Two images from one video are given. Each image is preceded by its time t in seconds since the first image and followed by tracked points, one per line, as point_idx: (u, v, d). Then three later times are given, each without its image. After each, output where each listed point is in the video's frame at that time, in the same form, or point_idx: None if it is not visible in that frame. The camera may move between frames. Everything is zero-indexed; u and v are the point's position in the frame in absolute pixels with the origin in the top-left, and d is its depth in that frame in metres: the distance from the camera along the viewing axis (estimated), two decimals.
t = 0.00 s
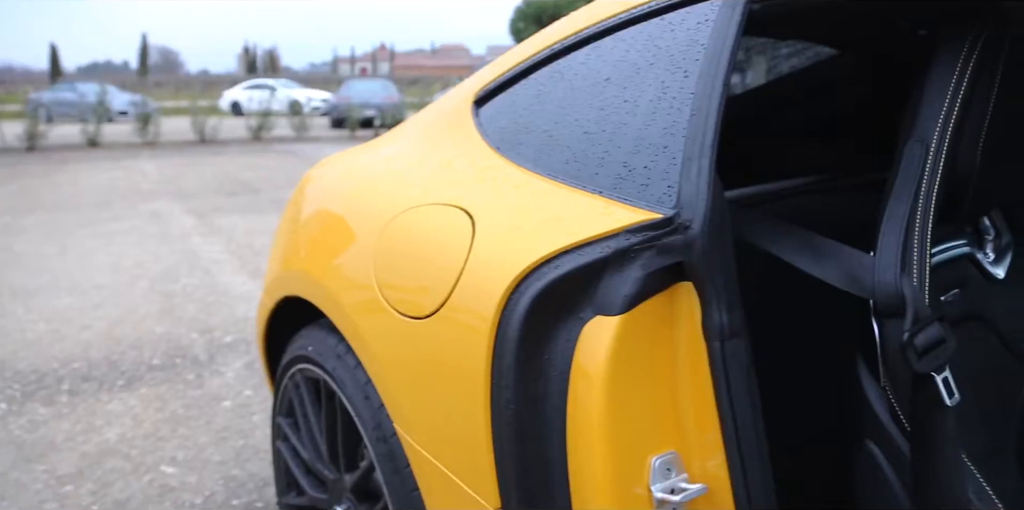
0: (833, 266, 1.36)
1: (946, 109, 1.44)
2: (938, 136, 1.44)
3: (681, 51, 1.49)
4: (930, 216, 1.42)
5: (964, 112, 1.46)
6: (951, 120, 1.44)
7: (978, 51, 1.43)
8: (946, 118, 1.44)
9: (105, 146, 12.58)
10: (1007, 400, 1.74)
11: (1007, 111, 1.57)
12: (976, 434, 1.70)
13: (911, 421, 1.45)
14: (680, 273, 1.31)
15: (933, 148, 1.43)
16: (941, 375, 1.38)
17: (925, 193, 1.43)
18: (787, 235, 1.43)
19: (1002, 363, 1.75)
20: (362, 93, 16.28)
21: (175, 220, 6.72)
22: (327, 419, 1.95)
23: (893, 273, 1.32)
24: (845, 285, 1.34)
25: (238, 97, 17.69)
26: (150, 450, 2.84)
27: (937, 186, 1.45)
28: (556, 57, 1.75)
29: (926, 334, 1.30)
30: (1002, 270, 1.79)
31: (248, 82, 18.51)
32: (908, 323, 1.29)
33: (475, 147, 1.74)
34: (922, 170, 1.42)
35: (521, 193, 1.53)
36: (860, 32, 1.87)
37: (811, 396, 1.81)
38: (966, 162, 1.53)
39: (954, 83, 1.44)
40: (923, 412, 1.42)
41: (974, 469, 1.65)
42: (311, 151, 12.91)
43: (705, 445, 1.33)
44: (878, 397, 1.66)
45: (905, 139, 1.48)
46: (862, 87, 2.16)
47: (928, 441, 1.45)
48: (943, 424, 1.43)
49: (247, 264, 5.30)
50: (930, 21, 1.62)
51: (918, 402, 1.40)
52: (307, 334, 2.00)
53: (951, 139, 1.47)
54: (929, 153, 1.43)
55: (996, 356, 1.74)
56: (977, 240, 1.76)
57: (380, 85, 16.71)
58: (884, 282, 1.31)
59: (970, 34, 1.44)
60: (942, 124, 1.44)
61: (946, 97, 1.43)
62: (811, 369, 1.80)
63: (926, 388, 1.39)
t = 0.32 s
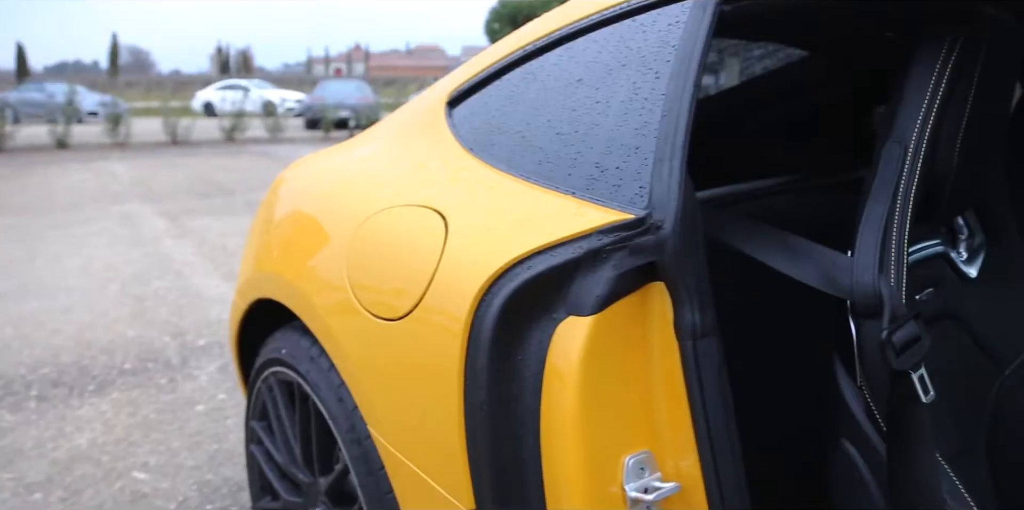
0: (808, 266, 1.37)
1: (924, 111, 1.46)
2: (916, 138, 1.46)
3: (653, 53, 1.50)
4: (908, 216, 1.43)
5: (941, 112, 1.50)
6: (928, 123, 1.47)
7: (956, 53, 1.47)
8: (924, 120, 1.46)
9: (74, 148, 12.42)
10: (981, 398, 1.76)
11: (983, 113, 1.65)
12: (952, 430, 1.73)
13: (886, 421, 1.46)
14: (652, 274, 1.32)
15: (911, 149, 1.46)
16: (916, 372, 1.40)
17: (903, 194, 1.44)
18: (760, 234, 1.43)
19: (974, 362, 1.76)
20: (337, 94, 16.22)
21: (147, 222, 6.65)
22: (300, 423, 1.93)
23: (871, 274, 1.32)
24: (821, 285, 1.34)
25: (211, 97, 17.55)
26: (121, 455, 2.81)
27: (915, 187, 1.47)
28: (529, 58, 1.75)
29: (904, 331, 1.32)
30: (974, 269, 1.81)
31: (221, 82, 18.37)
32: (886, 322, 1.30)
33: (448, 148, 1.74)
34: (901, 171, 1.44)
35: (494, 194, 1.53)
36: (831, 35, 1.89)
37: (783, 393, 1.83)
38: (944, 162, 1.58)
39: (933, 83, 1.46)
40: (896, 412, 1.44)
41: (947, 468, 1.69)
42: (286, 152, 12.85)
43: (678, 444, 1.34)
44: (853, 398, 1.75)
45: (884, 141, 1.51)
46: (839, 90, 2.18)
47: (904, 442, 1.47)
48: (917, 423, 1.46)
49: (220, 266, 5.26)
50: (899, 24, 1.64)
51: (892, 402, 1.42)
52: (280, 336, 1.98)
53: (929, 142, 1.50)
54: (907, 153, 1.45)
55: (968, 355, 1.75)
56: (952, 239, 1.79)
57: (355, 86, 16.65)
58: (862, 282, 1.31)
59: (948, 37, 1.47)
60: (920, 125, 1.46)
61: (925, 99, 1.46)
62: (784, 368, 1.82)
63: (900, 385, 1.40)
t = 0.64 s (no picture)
0: (784, 266, 1.38)
1: (902, 111, 1.46)
2: (894, 137, 1.46)
3: (624, 54, 1.51)
4: (886, 215, 1.45)
5: (920, 113, 1.49)
6: (906, 123, 1.47)
7: (934, 55, 1.47)
8: (902, 120, 1.46)
9: (42, 149, 12.25)
10: (949, 396, 1.76)
11: (963, 109, 1.59)
12: (920, 426, 1.72)
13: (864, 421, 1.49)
14: (625, 274, 1.33)
15: (889, 148, 1.46)
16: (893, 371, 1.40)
17: (881, 194, 1.45)
18: (734, 236, 1.44)
19: (943, 361, 1.74)
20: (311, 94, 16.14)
21: (117, 225, 6.57)
22: (273, 426, 1.92)
23: (849, 274, 1.34)
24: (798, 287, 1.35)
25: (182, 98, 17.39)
26: (91, 462, 2.78)
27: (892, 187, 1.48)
28: (501, 59, 1.75)
29: (879, 329, 1.31)
30: (947, 268, 1.77)
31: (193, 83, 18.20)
32: (864, 321, 1.30)
33: (421, 149, 1.74)
34: (879, 171, 1.45)
35: (466, 195, 1.53)
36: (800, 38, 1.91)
37: (756, 392, 1.84)
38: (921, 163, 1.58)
39: (911, 83, 1.46)
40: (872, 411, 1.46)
41: (921, 467, 1.69)
42: (261, 153, 12.77)
43: (652, 442, 1.35)
44: (827, 390, 1.62)
45: (861, 140, 1.50)
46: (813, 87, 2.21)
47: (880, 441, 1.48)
48: (896, 422, 1.47)
49: (193, 269, 5.22)
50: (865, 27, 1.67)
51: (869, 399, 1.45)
52: (252, 340, 1.97)
53: (907, 142, 1.50)
54: (885, 153, 1.46)
55: (937, 354, 1.72)
56: (925, 237, 1.73)
57: (329, 87, 16.58)
58: (840, 282, 1.33)
59: (927, 38, 1.47)
60: (898, 125, 1.46)
61: (902, 99, 1.46)
62: (756, 366, 1.84)
63: (878, 383, 1.43)
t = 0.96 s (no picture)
0: (763, 267, 1.39)
1: (882, 113, 1.48)
2: (875, 138, 1.48)
3: (597, 55, 1.51)
4: (866, 215, 1.47)
5: (902, 112, 1.51)
6: (887, 125, 1.48)
7: (915, 56, 1.48)
8: (883, 121, 1.48)
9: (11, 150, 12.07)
10: (923, 393, 1.75)
11: (944, 108, 1.57)
12: (895, 425, 1.69)
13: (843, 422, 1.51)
14: (598, 274, 1.33)
15: (870, 150, 1.48)
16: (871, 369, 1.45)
17: (861, 195, 1.48)
18: (711, 239, 1.45)
19: (920, 360, 1.74)
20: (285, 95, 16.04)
21: (87, 227, 6.49)
22: (247, 430, 1.91)
23: (828, 274, 1.37)
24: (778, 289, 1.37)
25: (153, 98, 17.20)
26: (61, 469, 2.74)
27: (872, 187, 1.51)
28: (474, 60, 1.75)
29: (859, 328, 1.35)
30: (922, 266, 1.77)
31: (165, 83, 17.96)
32: (843, 319, 1.35)
33: (394, 151, 1.73)
34: (859, 172, 1.48)
35: (440, 196, 1.53)
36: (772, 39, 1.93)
37: (730, 393, 1.86)
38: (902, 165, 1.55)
39: (893, 84, 1.48)
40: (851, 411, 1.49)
41: (898, 466, 1.67)
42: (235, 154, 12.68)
43: (625, 441, 1.35)
44: (806, 387, 1.63)
45: (842, 138, 1.53)
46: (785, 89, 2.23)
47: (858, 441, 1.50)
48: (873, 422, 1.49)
49: (166, 271, 5.17)
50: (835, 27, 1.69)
51: (848, 399, 1.48)
52: (225, 343, 1.95)
53: (889, 142, 1.51)
54: (866, 154, 1.48)
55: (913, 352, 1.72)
56: (901, 237, 1.72)
57: (304, 88, 16.49)
58: (820, 282, 1.36)
59: (908, 38, 1.49)
60: (878, 127, 1.48)
61: (882, 101, 1.48)
62: (729, 365, 1.85)
63: (857, 381, 1.46)
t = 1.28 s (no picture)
0: (745, 268, 1.39)
1: (867, 112, 1.49)
2: (858, 138, 1.49)
3: (570, 56, 1.52)
4: (848, 215, 1.48)
5: (885, 113, 1.52)
6: (871, 124, 1.50)
7: (898, 58, 1.51)
8: (867, 121, 1.50)
9: None
10: (899, 390, 1.74)
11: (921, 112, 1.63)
12: (874, 423, 1.66)
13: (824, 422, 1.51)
14: (571, 274, 1.33)
15: (854, 149, 1.49)
16: (852, 368, 1.46)
17: (843, 196, 1.48)
18: (690, 239, 1.45)
19: (897, 357, 1.73)
20: (260, 95, 15.94)
21: (58, 229, 6.41)
22: (221, 434, 1.89)
23: (811, 274, 1.40)
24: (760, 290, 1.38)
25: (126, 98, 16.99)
26: (31, 476, 2.70)
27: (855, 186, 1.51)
28: (449, 60, 1.75)
29: (840, 327, 1.43)
30: (899, 264, 1.78)
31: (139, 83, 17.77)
32: (825, 319, 1.40)
33: (367, 152, 1.72)
34: (842, 170, 1.48)
35: (414, 197, 1.53)
36: (746, 40, 1.95)
37: (704, 393, 1.87)
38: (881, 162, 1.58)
39: (877, 82, 1.50)
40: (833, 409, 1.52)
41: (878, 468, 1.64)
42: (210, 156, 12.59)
43: (600, 440, 1.36)
44: (786, 387, 1.63)
45: (826, 139, 1.53)
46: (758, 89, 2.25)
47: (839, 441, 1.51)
48: (852, 420, 1.51)
49: (139, 274, 5.12)
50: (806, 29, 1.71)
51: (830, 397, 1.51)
52: (198, 346, 1.93)
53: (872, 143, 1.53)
54: (850, 154, 1.49)
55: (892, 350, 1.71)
56: (880, 235, 1.73)
57: (279, 88, 16.39)
58: (803, 283, 1.39)
59: (893, 38, 1.52)
60: (862, 127, 1.50)
61: (867, 100, 1.49)
62: (702, 364, 1.86)
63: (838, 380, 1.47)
